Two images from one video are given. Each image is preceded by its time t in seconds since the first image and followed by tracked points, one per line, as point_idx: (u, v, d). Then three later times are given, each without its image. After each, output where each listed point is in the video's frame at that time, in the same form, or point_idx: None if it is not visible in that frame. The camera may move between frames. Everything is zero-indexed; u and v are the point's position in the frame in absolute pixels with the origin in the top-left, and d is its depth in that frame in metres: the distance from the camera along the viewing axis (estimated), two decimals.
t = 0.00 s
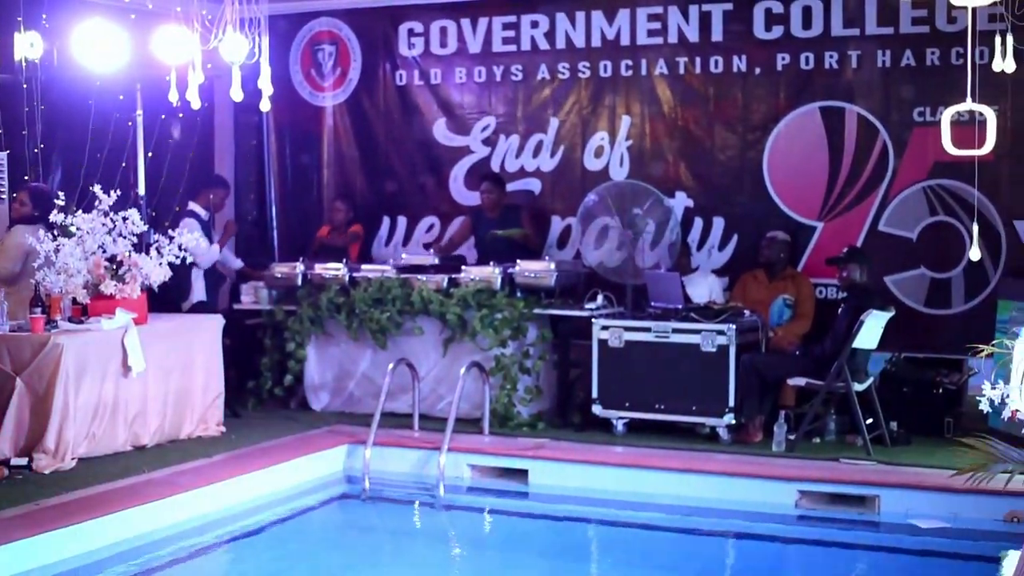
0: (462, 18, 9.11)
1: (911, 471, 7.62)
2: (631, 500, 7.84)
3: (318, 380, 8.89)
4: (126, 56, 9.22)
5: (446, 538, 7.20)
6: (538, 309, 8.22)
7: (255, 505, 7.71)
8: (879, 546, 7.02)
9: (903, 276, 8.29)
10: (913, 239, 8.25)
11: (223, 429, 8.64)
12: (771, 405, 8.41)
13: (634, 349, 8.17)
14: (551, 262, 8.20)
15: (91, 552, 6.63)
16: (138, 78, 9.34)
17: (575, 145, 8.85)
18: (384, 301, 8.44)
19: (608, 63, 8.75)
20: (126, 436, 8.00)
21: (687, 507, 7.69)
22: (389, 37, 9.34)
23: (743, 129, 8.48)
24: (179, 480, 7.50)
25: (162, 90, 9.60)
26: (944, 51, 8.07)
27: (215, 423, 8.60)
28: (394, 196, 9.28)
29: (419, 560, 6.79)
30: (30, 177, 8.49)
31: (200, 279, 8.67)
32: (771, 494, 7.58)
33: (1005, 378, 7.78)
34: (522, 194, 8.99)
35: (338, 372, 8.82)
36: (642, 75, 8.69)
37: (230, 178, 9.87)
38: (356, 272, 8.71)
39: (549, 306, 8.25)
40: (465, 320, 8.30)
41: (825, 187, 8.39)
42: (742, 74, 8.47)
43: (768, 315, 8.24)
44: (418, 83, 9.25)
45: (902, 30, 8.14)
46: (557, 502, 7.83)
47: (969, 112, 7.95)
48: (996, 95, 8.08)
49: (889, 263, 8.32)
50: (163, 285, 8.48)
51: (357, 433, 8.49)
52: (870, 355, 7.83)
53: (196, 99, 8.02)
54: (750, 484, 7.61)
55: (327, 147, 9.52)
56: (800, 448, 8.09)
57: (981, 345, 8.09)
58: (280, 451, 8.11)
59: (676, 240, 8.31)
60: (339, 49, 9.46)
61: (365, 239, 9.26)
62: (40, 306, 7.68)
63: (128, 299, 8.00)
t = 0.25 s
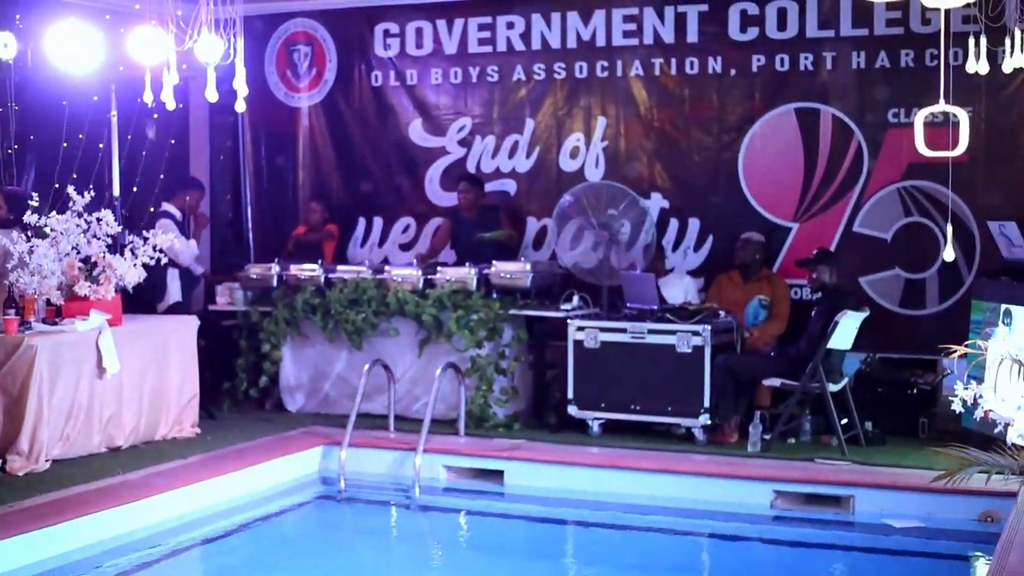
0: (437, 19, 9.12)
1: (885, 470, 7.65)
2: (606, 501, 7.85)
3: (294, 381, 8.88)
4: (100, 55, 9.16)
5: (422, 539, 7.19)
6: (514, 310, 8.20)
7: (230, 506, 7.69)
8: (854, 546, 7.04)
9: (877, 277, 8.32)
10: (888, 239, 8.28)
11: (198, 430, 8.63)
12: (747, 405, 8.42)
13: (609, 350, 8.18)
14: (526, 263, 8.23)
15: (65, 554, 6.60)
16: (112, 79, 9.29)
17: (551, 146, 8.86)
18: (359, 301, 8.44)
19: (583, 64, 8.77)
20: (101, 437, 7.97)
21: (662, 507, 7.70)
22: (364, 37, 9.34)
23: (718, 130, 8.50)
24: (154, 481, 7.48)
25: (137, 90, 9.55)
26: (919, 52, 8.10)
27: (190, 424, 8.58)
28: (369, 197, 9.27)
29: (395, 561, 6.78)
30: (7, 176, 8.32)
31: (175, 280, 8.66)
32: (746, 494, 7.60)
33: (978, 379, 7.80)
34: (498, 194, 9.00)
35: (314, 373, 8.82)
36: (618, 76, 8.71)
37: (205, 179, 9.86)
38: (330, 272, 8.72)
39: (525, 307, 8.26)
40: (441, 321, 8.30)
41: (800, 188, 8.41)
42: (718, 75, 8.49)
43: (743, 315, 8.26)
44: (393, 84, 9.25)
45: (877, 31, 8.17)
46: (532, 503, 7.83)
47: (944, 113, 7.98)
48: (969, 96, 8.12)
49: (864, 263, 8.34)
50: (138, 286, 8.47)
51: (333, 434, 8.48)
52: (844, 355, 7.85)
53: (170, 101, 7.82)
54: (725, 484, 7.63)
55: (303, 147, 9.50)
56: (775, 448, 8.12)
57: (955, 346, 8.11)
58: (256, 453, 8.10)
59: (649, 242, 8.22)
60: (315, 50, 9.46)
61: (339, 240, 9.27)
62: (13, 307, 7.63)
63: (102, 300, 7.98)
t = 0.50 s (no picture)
0: (414, 18, 9.18)
1: (862, 468, 7.65)
2: (583, 500, 7.84)
3: (271, 381, 8.87)
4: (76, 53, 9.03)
5: (399, 538, 7.17)
6: (491, 310, 8.22)
7: (207, 506, 7.66)
8: (830, 544, 7.04)
9: (854, 277, 8.33)
10: (863, 238, 8.30)
11: (175, 430, 8.61)
12: (723, 403, 8.41)
13: (586, 349, 8.18)
14: (504, 262, 8.23)
15: (40, 555, 6.56)
16: (88, 77, 9.16)
17: (528, 145, 8.92)
18: (336, 301, 8.46)
19: (560, 63, 8.84)
20: (77, 437, 7.95)
21: (639, 506, 7.68)
22: (341, 36, 9.39)
23: (694, 129, 8.55)
24: (131, 481, 7.44)
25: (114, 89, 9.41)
26: (895, 51, 8.12)
27: (166, 424, 8.57)
28: (347, 196, 9.33)
29: (371, 559, 6.76)
30: None
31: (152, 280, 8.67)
32: (722, 493, 7.59)
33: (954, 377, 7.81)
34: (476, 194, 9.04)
35: (290, 373, 8.81)
36: (594, 75, 8.77)
37: (182, 178, 9.87)
38: (307, 272, 8.76)
39: (502, 307, 8.27)
40: (418, 320, 8.31)
41: (776, 188, 8.44)
42: (694, 74, 8.54)
43: (720, 314, 8.26)
44: (370, 83, 9.31)
45: (853, 30, 8.19)
46: (509, 502, 7.83)
47: (919, 113, 8.03)
48: (945, 95, 8.15)
49: (840, 263, 8.36)
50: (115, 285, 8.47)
51: (310, 434, 8.47)
52: (821, 354, 7.83)
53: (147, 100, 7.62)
54: (702, 483, 7.62)
55: (280, 146, 9.54)
56: (752, 447, 8.12)
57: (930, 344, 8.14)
58: (233, 452, 8.08)
59: (627, 241, 8.25)
60: (293, 49, 9.50)
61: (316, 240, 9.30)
62: None
63: (78, 299, 7.91)
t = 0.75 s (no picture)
0: (393, 17, 9.19)
1: (840, 467, 7.67)
2: (562, 499, 7.84)
3: (249, 381, 8.87)
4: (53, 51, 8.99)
5: (378, 538, 7.15)
6: (469, 309, 8.25)
7: (185, 506, 7.63)
8: (808, 543, 7.05)
9: (832, 276, 8.35)
10: (842, 238, 8.32)
11: (153, 430, 8.60)
12: (702, 402, 8.44)
13: (564, 349, 8.18)
14: (483, 261, 8.22)
15: (16, 556, 6.52)
16: (65, 77, 9.10)
17: (507, 145, 8.93)
18: (315, 301, 8.44)
19: (539, 62, 8.84)
20: (55, 438, 7.91)
21: (618, 505, 7.68)
22: (320, 36, 9.39)
23: (673, 129, 8.57)
24: (109, 482, 7.40)
25: (92, 88, 9.38)
26: (873, 51, 8.15)
27: (144, 424, 8.55)
28: (327, 196, 9.31)
29: (350, 559, 6.74)
30: None
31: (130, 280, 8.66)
32: (701, 492, 7.59)
33: (931, 376, 7.83)
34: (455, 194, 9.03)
35: (269, 372, 8.81)
36: (573, 75, 8.78)
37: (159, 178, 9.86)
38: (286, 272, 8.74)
39: (480, 306, 8.32)
40: (397, 320, 8.30)
41: (754, 187, 8.46)
42: (673, 74, 8.56)
43: (698, 314, 8.27)
44: (349, 83, 9.31)
45: (832, 30, 8.21)
46: (488, 502, 7.83)
47: (896, 112, 8.06)
48: (922, 95, 8.18)
49: (819, 262, 8.38)
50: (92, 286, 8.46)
51: (289, 434, 8.47)
52: (799, 354, 7.83)
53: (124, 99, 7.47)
54: (681, 482, 7.62)
55: (258, 146, 9.54)
56: (730, 446, 8.13)
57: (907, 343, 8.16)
58: (212, 452, 8.06)
59: (604, 242, 8.24)
60: (270, 49, 9.50)
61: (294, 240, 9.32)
62: None
63: (55, 299, 7.81)
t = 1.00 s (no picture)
0: (372, 18, 9.19)
1: (818, 466, 7.68)
2: (541, 500, 7.83)
3: (228, 381, 8.87)
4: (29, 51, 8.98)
5: (357, 539, 7.13)
6: (448, 309, 8.24)
7: (164, 507, 7.61)
8: (787, 543, 7.05)
9: (812, 276, 8.36)
10: (821, 238, 8.33)
11: (130, 430, 8.59)
12: (681, 403, 8.46)
13: (543, 349, 8.18)
14: (462, 262, 8.23)
15: None
16: (43, 77, 9.09)
17: (486, 145, 8.93)
18: (294, 301, 8.44)
19: (518, 63, 8.86)
20: (32, 438, 7.87)
21: (596, 505, 7.68)
22: (299, 36, 9.39)
23: (652, 129, 8.58)
24: (87, 483, 7.37)
25: (69, 88, 9.35)
26: (851, 52, 8.18)
27: (123, 425, 8.54)
28: (305, 196, 9.31)
29: (329, 560, 6.72)
30: None
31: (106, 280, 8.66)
32: (679, 492, 7.60)
33: (909, 376, 7.85)
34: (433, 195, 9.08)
35: (247, 373, 8.80)
36: (552, 75, 8.79)
37: (137, 178, 9.84)
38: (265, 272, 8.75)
39: (459, 306, 8.31)
40: (376, 320, 8.31)
41: (733, 188, 8.46)
42: (652, 74, 8.58)
43: (677, 314, 8.27)
44: (328, 83, 9.31)
45: (810, 31, 8.23)
46: (466, 502, 7.83)
47: (875, 113, 8.09)
48: (901, 95, 8.20)
49: (798, 262, 8.39)
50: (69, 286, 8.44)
51: (268, 435, 8.46)
52: (777, 354, 7.84)
53: (102, 98, 7.38)
54: (659, 482, 7.63)
55: (236, 146, 9.53)
56: (709, 446, 8.14)
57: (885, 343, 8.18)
58: (190, 453, 8.05)
59: (584, 240, 8.25)
60: (249, 49, 9.50)
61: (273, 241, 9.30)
62: None
63: (32, 299, 7.78)
